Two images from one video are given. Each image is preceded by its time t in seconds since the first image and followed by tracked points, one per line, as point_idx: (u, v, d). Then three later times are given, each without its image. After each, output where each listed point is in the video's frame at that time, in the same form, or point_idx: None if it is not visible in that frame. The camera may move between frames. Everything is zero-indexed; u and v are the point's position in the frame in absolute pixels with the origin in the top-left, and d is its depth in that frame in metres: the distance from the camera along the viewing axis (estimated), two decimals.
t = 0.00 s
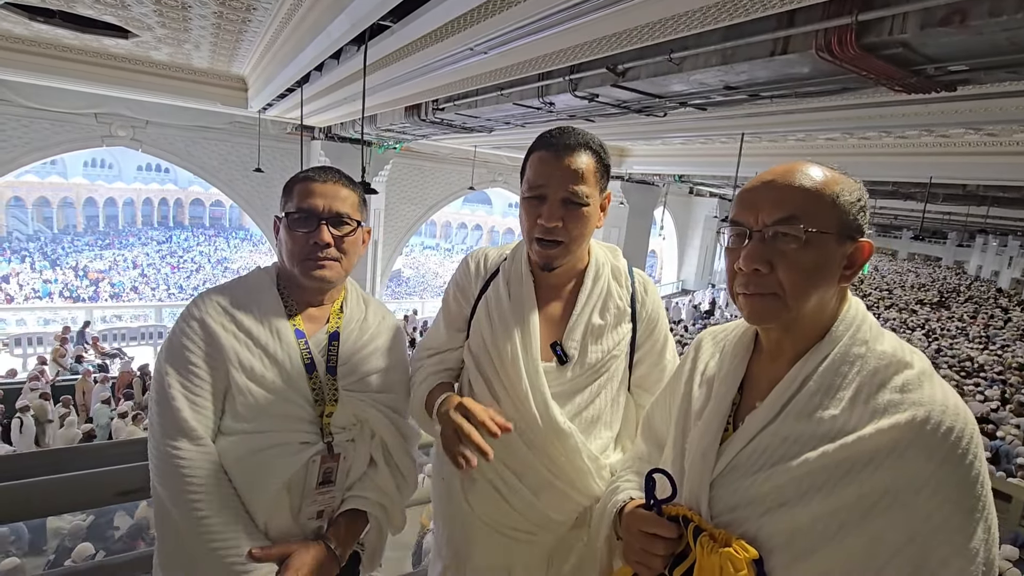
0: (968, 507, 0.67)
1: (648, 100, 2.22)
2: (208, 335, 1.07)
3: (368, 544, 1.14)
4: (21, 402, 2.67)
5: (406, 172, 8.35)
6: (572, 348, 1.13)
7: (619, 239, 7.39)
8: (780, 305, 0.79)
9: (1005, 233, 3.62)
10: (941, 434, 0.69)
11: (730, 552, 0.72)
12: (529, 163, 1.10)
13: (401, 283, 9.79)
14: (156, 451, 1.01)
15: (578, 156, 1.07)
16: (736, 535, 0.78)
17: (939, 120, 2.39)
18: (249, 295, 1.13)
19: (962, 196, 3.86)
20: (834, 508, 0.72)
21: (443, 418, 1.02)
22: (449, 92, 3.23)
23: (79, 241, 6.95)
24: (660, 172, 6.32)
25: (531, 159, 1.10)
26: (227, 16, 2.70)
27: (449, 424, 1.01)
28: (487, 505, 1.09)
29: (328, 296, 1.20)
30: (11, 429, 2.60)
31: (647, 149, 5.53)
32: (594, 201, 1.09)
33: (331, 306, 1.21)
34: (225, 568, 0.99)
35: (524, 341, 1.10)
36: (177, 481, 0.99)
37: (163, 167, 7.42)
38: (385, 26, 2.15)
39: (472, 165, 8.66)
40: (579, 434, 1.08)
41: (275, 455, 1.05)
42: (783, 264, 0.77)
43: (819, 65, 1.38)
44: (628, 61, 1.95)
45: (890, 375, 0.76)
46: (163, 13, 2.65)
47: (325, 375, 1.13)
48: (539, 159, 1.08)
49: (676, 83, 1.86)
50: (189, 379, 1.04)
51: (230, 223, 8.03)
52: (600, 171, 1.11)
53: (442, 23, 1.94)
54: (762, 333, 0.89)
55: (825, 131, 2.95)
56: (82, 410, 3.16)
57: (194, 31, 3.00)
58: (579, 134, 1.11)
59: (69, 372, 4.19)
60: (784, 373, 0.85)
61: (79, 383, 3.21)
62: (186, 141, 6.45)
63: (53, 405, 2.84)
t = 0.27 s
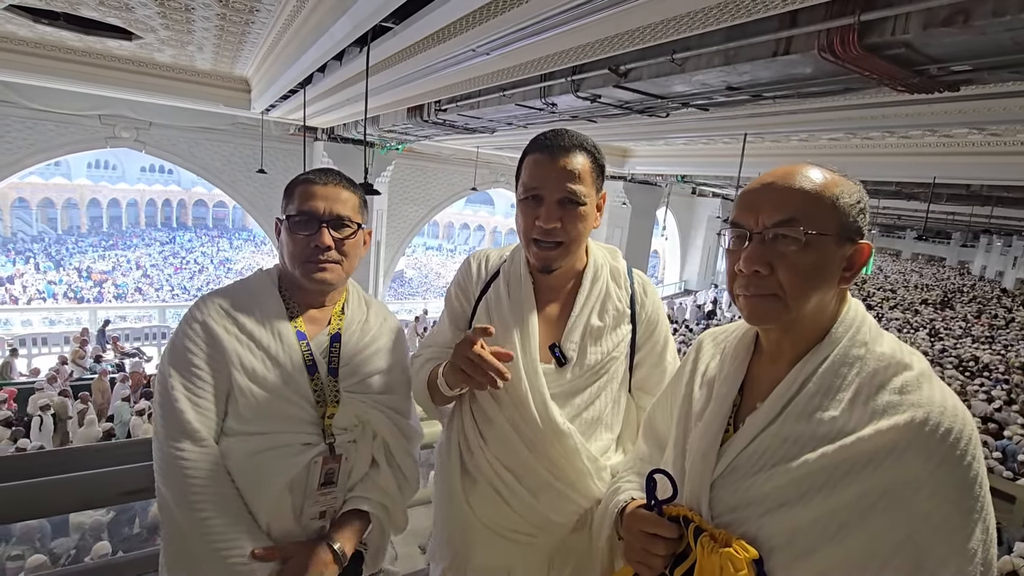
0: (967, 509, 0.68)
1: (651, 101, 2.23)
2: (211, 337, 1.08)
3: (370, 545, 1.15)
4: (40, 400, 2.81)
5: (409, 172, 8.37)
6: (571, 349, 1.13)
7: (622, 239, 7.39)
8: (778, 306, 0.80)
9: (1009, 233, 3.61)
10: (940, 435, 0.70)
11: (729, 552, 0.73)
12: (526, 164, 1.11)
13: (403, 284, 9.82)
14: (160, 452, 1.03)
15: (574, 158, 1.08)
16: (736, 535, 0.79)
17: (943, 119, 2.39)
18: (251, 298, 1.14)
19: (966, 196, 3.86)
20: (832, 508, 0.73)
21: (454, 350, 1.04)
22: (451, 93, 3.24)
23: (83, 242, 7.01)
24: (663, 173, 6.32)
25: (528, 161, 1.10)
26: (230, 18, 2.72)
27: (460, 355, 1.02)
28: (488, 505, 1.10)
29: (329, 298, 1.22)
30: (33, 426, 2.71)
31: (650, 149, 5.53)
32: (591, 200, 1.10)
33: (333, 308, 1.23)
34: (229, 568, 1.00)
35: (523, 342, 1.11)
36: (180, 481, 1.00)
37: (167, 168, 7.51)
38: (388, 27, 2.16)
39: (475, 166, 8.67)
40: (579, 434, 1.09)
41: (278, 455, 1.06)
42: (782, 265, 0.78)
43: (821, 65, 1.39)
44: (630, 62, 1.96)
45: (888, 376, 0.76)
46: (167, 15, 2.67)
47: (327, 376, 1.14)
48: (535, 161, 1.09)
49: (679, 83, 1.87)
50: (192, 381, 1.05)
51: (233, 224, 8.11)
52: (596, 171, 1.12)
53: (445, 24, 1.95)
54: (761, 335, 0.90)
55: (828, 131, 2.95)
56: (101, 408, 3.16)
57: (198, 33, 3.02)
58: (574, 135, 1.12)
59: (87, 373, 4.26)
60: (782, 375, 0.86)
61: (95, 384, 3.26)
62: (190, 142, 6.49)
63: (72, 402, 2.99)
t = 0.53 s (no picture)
0: (965, 507, 0.68)
1: (653, 101, 2.23)
2: (216, 337, 1.10)
3: (374, 543, 1.16)
4: (59, 401, 2.99)
5: (411, 173, 8.39)
6: (573, 349, 1.14)
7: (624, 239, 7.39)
8: (779, 306, 0.80)
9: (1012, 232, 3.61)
10: (939, 433, 0.70)
11: (730, 550, 0.74)
12: (529, 168, 1.12)
13: (406, 284, 9.84)
14: (166, 451, 1.04)
15: (577, 161, 1.09)
16: (737, 533, 0.79)
17: (946, 118, 2.39)
18: (256, 300, 1.15)
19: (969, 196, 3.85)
20: (832, 506, 0.74)
21: (463, 384, 1.05)
22: (453, 94, 3.25)
23: (86, 243, 7.08)
24: (665, 172, 6.33)
25: (531, 165, 1.11)
26: (233, 20, 2.73)
27: (468, 390, 1.03)
28: (490, 503, 1.11)
29: (332, 299, 1.23)
30: (54, 428, 2.86)
31: (652, 149, 5.53)
32: (594, 204, 1.11)
33: (337, 309, 1.24)
34: (234, 566, 1.01)
35: (526, 341, 1.12)
36: (186, 480, 1.01)
37: (170, 169, 7.55)
38: (390, 28, 2.17)
39: (477, 166, 8.69)
40: (581, 433, 1.10)
41: (283, 455, 1.07)
42: (782, 266, 0.79)
43: (823, 65, 1.39)
44: (632, 62, 1.96)
45: (888, 376, 0.77)
46: (170, 17, 2.68)
47: (331, 375, 1.16)
48: (538, 165, 1.10)
49: (681, 83, 1.87)
50: (198, 381, 1.07)
51: (236, 225, 8.14)
52: (598, 174, 1.13)
53: (447, 25, 1.96)
54: (761, 335, 0.90)
55: (830, 130, 2.96)
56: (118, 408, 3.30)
57: (201, 35, 3.04)
58: (576, 138, 1.13)
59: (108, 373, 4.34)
60: (783, 374, 0.87)
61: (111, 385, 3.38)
62: (193, 143, 6.51)
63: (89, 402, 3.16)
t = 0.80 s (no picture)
0: (962, 504, 0.69)
1: (653, 99, 2.23)
2: (218, 337, 1.10)
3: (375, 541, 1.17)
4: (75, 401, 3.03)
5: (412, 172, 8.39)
6: (573, 348, 1.15)
7: (625, 238, 7.39)
8: (777, 305, 0.81)
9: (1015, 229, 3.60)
10: (936, 432, 0.71)
11: (730, 547, 0.75)
12: (529, 168, 1.13)
13: (407, 284, 9.85)
14: (169, 451, 1.04)
15: (577, 160, 1.09)
16: (736, 531, 0.80)
17: (947, 116, 2.39)
18: (257, 300, 1.16)
19: (971, 194, 3.84)
20: (830, 504, 0.74)
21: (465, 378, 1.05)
22: (454, 93, 3.25)
23: (88, 244, 7.13)
24: (665, 171, 6.32)
25: (531, 165, 1.12)
26: (234, 20, 2.74)
27: (469, 385, 1.04)
28: (491, 501, 1.11)
29: (334, 299, 1.24)
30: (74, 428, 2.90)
31: (653, 147, 5.53)
32: (594, 202, 1.12)
33: (338, 309, 1.25)
34: (236, 565, 1.02)
35: (526, 340, 1.13)
36: (189, 479, 1.02)
37: (171, 169, 7.58)
38: (390, 28, 2.17)
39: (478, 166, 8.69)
40: (582, 432, 1.11)
41: (285, 454, 1.08)
42: (779, 266, 0.79)
43: (824, 63, 1.39)
44: (633, 61, 1.96)
45: (886, 374, 0.77)
46: (171, 18, 2.70)
47: (332, 375, 1.16)
48: (538, 164, 1.10)
49: (681, 82, 1.88)
50: (201, 381, 1.07)
51: (237, 225, 8.17)
52: (598, 173, 1.13)
53: (448, 25, 1.96)
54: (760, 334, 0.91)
55: (831, 128, 2.95)
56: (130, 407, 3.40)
57: (202, 36, 3.04)
58: (575, 138, 1.14)
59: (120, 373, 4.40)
60: (782, 373, 0.87)
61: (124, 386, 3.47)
62: (194, 143, 6.52)
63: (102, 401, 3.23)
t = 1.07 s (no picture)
0: (956, 499, 0.69)
1: (652, 98, 2.24)
2: (217, 336, 1.11)
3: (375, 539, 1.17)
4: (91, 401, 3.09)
5: (412, 172, 8.40)
6: (571, 346, 1.15)
7: (625, 237, 7.39)
8: (772, 303, 0.81)
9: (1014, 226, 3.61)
10: (930, 428, 0.71)
11: (727, 543, 0.75)
12: (528, 166, 1.13)
13: (407, 283, 9.87)
14: (169, 449, 1.05)
15: (576, 158, 1.10)
16: (733, 527, 0.81)
17: (946, 114, 2.40)
18: (256, 299, 1.17)
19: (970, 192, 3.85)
20: (825, 501, 0.75)
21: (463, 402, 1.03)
22: (453, 93, 3.26)
23: (88, 244, 7.14)
24: (665, 170, 6.33)
25: (530, 163, 1.13)
26: (233, 20, 2.74)
27: (468, 410, 1.02)
28: (490, 498, 1.12)
29: (332, 298, 1.24)
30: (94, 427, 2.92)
31: (653, 146, 5.54)
32: (592, 200, 1.13)
33: (336, 308, 1.25)
34: (235, 563, 1.02)
35: (524, 338, 1.13)
36: (188, 478, 1.02)
37: (171, 169, 7.57)
38: (390, 27, 2.18)
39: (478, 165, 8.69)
40: (580, 430, 1.11)
41: (285, 452, 1.09)
42: (774, 265, 0.80)
43: (823, 61, 1.40)
44: (632, 60, 1.96)
45: (881, 371, 0.78)
46: (170, 17, 2.70)
47: (331, 374, 1.17)
48: (537, 162, 1.11)
49: (680, 80, 1.88)
50: (200, 380, 1.08)
51: (237, 225, 8.21)
52: (596, 171, 1.14)
53: (447, 24, 1.97)
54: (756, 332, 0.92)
55: (831, 127, 2.96)
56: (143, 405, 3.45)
57: (201, 35, 3.05)
58: (574, 137, 1.14)
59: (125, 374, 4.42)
60: (778, 370, 0.88)
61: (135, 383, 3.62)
62: (194, 143, 6.53)
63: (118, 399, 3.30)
